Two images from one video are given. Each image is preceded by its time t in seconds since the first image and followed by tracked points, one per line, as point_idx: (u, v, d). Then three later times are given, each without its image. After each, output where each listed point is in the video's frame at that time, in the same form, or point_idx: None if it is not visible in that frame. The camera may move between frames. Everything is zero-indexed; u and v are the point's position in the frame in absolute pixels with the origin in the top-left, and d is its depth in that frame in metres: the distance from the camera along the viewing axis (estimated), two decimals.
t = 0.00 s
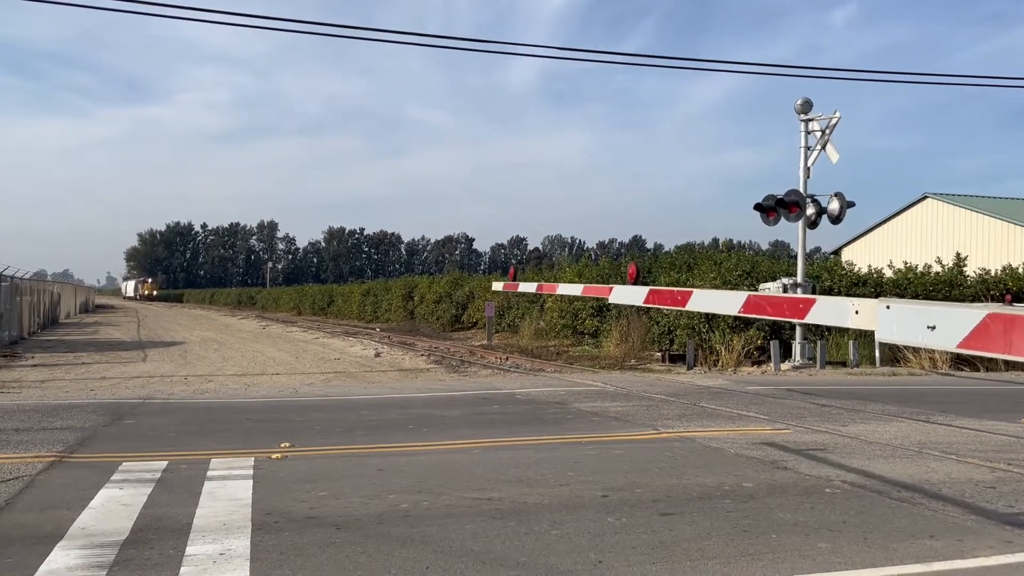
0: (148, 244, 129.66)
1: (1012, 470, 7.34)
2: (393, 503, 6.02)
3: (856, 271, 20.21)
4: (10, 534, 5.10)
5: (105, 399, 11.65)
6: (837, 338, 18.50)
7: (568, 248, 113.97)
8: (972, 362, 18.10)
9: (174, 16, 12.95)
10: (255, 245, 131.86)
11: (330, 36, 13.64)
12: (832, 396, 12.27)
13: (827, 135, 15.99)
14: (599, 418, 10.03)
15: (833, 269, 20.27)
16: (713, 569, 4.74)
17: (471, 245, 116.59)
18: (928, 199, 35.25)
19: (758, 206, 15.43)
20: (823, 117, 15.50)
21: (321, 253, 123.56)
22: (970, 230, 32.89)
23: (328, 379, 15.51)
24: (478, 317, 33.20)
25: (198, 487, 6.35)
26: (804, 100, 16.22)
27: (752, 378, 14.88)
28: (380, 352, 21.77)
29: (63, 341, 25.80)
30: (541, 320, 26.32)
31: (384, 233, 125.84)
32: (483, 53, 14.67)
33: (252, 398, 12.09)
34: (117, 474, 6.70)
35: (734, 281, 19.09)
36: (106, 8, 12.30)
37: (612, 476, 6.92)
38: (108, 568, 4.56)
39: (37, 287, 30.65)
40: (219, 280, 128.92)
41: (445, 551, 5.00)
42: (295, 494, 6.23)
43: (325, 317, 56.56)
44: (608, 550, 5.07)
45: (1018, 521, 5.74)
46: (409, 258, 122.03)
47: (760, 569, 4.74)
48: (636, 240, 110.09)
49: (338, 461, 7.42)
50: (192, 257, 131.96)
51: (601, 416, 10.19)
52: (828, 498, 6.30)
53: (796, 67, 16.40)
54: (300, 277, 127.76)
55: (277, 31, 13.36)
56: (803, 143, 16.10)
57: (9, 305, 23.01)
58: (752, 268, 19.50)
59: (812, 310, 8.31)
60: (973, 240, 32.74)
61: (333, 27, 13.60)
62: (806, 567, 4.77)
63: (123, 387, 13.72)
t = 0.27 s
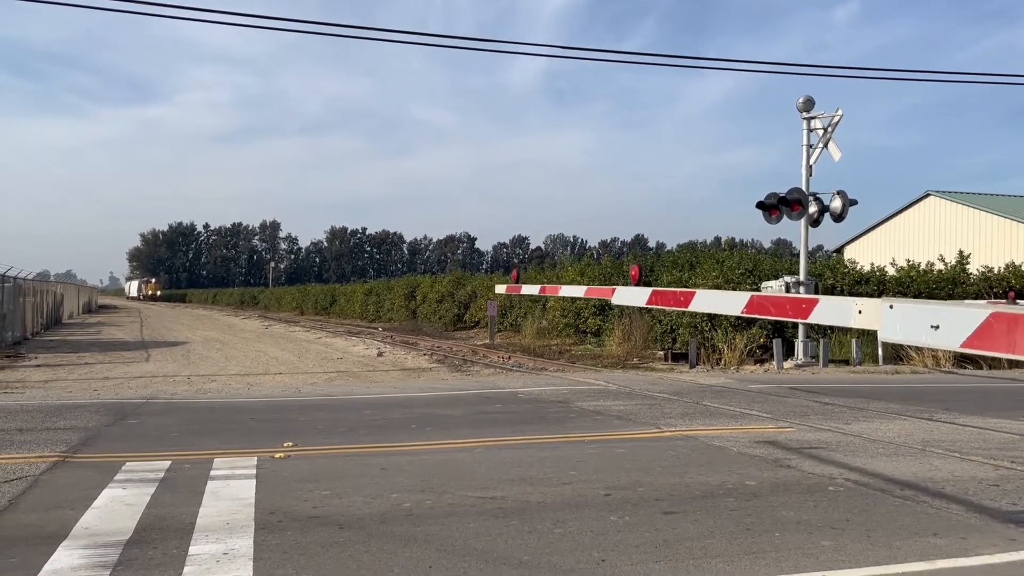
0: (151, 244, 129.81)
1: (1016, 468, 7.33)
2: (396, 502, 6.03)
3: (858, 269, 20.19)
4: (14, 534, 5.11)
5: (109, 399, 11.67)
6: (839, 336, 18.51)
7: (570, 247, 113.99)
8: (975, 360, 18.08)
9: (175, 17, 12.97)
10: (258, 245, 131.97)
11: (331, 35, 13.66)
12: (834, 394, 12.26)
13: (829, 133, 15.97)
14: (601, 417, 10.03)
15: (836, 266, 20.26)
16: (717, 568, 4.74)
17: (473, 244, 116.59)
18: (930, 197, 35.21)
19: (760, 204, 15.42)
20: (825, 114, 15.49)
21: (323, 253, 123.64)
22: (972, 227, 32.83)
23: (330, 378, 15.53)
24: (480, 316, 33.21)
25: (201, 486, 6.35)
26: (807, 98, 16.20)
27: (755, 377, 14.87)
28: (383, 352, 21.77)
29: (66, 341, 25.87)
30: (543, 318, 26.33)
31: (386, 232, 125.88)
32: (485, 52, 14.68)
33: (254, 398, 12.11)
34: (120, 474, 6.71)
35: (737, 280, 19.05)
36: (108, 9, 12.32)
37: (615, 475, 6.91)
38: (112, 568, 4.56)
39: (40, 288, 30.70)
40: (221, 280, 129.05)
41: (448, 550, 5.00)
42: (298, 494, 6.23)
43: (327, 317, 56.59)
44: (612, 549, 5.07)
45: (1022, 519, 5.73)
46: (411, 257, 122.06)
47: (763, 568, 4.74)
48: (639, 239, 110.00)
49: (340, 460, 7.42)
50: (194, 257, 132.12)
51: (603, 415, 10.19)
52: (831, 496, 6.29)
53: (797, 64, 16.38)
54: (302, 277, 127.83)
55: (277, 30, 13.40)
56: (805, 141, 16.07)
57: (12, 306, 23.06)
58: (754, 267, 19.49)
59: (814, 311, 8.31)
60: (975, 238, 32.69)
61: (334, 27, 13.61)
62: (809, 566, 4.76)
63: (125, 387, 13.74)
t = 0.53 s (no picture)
0: (154, 244, 129.97)
1: (1020, 465, 7.31)
2: (398, 501, 6.03)
3: (861, 267, 20.15)
4: (18, 534, 5.11)
5: (112, 399, 11.69)
6: (842, 334, 18.47)
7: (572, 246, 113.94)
8: (978, 358, 18.04)
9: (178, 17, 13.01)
10: (260, 245, 132.07)
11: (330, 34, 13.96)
12: (838, 392, 12.24)
13: (830, 130, 15.96)
14: (604, 416, 10.03)
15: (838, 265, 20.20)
16: (720, 567, 4.73)
17: (475, 243, 116.58)
18: (933, 195, 35.14)
19: (762, 203, 15.40)
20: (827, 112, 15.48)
21: (326, 252, 123.72)
22: (976, 225, 32.75)
23: (333, 378, 15.55)
24: (483, 315, 33.22)
25: (203, 486, 6.36)
26: (809, 96, 16.18)
27: (758, 375, 14.86)
28: (385, 351, 21.78)
29: (70, 341, 25.94)
30: (546, 317, 26.34)
31: (388, 232, 125.91)
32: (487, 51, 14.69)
33: (257, 397, 12.12)
34: (123, 474, 6.72)
35: (739, 278, 19.05)
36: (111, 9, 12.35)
37: (618, 474, 6.91)
38: (115, 568, 4.56)
39: (43, 288, 30.76)
40: (224, 280, 129.18)
41: (450, 549, 5.00)
42: (300, 493, 6.23)
43: (330, 316, 56.62)
44: (614, 547, 5.07)
45: None
46: (413, 257, 122.11)
47: (766, 566, 4.74)
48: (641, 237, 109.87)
49: (343, 460, 7.43)
50: (197, 257, 132.27)
51: (606, 413, 10.19)
52: (834, 495, 6.28)
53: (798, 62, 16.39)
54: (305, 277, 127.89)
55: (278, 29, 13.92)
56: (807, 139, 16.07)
57: (15, 306, 23.10)
58: (757, 265, 19.47)
59: (816, 309, 8.29)
60: (979, 236, 32.63)
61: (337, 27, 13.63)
62: (812, 564, 4.76)
63: (129, 387, 13.76)
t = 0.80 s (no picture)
0: (156, 244, 130.12)
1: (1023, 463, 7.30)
2: (400, 501, 6.03)
3: (863, 265, 20.13)
4: (21, 534, 5.12)
5: (114, 399, 11.71)
6: (845, 332, 18.46)
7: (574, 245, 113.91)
8: (980, 356, 18.02)
9: (181, 17, 13.01)
10: (262, 244, 132.18)
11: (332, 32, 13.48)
12: (840, 391, 12.23)
13: (833, 128, 15.92)
14: (606, 415, 10.02)
15: (841, 263, 20.14)
16: (723, 566, 4.72)
17: (477, 242, 116.54)
18: (936, 193, 35.05)
19: (764, 201, 15.38)
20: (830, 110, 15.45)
21: (328, 252, 123.79)
22: (978, 223, 32.68)
23: (335, 377, 15.57)
24: (485, 314, 33.23)
25: (206, 486, 6.36)
26: (810, 94, 16.17)
27: (760, 374, 14.84)
28: (388, 350, 21.80)
29: (73, 341, 26.00)
30: (548, 316, 26.34)
31: (390, 231, 125.96)
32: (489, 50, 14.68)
33: (259, 397, 12.12)
34: (126, 474, 6.73)
35: (742, 277, 19.02)
36: (114, 9, 12.35)
37: (620, 472, 6.91)
38: (118, 568, 4.57)
39: (46, 289, 30.81)
40: (227, 280, 129.31)
41: (453, 548, 5.00)
42: (303, 492, 6.24)
43: (332, 316, 56.66)
44: (617, 546, 5.06)
45: None
46: (416, 256, 122.18)
47: (768, 565, 4.73)
48: (643, 236, 109.78)
49: (345, 459, 7.43)
50: (199, 257, 132.40)
51: (608, 412, 10.18)
52: (836, 493, 6.27)
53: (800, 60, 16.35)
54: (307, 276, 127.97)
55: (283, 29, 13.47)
56: (809, 137, 16.04)
57: (18, 306, 23.15)
58: (759, 263, 19.45)
59: (818, 306, 8.26)
60: (981, 234, 32.56)
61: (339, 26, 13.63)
62: (815, 563, 4.76)
63: (131, 387, 13.77)
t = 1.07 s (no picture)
0: (158, 244, 130.25)
1: None
2: (403, 500, 6.03)
3: (865, 263, 20.11)
4: (23, 534, 5.12)
5: (117, 399, 11.72)
6: (847, 331, 18.44)
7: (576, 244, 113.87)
8: (983, 354, 18.00)
9: (183, 17, 13.01)
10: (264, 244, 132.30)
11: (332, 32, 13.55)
12: (843, 389, 12.21)
13: (835, 127, 15.91)
14: (608, 414, 10.02)
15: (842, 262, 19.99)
16: (725, 565, 4.72)
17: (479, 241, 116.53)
18: (938, 191, 35.01)
19: (766, 200, 15.37)
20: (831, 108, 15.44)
21: (330, 251, 123.88)
22: (980, 221, 32.63)
23: (337, 377, 15.58)
24: (487, 314, 33.24)
25: (208, 485, 6.37)
26: (812, 92, 16.12)
27: (763, 373, 14.83)
28: (390, 349, 21.81)
29: (75, 341, 26.04)
30: (550, 316, 26.36)
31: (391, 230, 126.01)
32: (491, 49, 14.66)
33: (262, 397, 12.13)
34: (129, 473, 6.73)
35: (744, 275, 19.01)
36: (116, 9, 12.36)
37: (623, 471, 6.91)
38: (121, 567, 4.58)
39: (49, 289, 30.87)
40: (229, 280, 129.44)
41: (455, 547, 5.01)
42: (305, 492, 6.24)
43: (334, 316, 56.74)
44: (619, 545, 5.06)
45: None
46: (417, 256, 122.22)
47: (771, 564, 4.72)
48: (645, 235, 109.75)
49: (347, 458, 7.43)
50: (202, 257, 132.52)
51: (611, 411, 10.18)
52: (839, 492, 6.27)
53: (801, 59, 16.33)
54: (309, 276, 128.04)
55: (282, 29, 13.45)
56: (811, 136, 16.03)
57: (20, 306, 23.19)
58: (761, 262, 19.44)
59: (820, 306, 8.24)
60: (983, 231, 32.51)
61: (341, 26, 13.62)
62: (818, 561, 4.75)
63: (134, 387, 13.79)
